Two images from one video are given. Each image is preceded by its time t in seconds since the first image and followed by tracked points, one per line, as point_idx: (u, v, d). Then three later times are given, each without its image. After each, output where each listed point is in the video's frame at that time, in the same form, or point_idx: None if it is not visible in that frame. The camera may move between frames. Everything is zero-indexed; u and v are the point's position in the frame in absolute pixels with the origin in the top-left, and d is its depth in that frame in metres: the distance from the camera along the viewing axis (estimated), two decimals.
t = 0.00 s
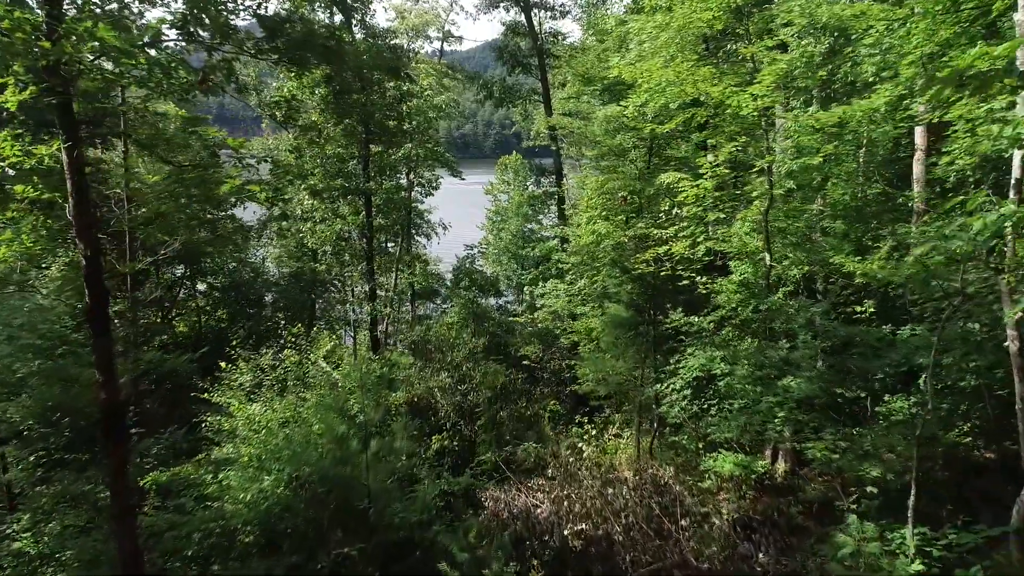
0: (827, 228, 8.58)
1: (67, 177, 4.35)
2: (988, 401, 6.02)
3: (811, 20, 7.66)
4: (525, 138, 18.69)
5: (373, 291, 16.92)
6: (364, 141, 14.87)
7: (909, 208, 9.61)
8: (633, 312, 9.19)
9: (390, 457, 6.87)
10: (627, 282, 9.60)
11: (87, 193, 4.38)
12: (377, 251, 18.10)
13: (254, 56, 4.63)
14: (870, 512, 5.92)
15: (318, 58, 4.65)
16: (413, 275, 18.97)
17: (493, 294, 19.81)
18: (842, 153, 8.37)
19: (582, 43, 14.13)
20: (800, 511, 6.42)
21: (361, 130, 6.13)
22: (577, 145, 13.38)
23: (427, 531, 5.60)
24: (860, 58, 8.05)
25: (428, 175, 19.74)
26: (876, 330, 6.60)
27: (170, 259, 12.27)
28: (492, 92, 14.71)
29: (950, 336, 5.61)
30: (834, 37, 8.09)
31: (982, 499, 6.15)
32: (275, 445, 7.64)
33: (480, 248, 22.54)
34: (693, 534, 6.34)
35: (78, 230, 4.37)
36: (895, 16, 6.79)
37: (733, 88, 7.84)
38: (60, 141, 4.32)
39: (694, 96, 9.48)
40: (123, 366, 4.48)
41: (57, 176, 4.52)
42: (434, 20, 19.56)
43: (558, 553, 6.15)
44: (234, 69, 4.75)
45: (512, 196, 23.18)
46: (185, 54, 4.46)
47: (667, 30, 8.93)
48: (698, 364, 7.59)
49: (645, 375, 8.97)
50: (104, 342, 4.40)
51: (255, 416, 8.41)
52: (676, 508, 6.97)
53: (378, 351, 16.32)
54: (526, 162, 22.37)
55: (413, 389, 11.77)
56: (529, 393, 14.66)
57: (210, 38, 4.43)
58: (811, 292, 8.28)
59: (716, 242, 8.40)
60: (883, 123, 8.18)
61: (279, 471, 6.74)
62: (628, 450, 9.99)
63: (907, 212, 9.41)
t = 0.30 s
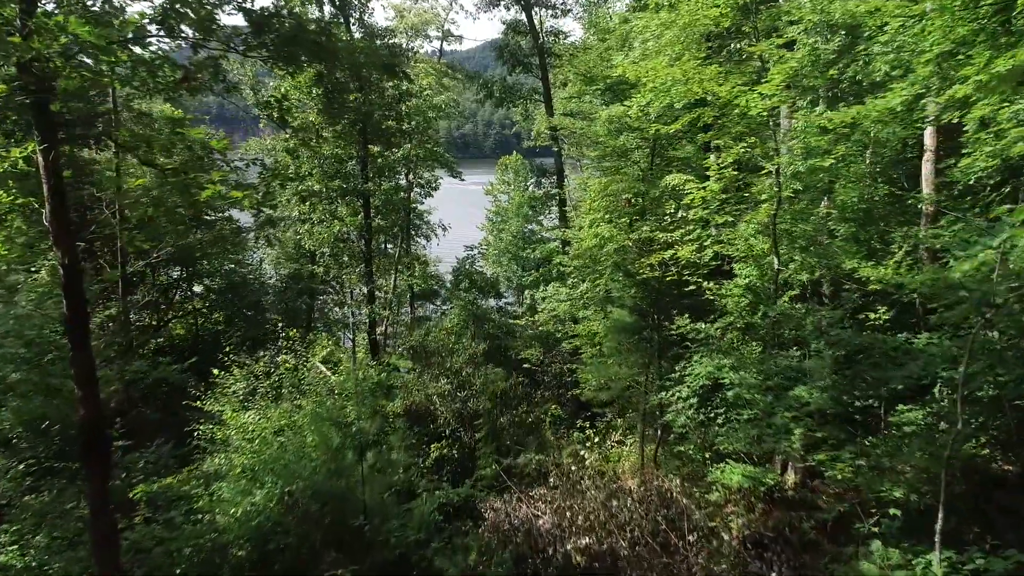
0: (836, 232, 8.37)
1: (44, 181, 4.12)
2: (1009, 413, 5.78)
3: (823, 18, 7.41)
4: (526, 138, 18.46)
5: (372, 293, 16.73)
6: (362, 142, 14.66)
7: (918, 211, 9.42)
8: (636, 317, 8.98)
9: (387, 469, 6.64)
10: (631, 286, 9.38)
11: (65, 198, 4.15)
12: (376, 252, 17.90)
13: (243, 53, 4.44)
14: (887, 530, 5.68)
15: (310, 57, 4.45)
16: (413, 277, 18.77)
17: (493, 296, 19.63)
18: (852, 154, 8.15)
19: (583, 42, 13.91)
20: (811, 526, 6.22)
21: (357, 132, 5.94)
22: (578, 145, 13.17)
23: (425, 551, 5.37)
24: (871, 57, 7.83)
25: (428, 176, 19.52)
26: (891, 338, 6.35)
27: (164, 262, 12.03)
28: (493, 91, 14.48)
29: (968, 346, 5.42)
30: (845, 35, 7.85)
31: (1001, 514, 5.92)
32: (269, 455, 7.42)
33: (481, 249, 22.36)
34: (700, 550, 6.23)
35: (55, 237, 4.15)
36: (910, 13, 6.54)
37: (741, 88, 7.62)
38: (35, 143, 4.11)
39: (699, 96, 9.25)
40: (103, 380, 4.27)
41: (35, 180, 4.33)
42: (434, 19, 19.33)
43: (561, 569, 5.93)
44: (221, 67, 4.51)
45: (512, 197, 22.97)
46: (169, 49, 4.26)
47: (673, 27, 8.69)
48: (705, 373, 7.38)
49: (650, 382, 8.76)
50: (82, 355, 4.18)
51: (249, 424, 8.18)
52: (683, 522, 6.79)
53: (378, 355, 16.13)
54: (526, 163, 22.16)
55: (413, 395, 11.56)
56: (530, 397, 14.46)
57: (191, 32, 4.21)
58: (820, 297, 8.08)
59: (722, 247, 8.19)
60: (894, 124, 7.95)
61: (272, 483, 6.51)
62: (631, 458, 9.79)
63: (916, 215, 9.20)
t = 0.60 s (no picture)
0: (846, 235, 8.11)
1: (17, 189, 3.95)
2: None
3: (836, 14, 7.14)
4: (526, 138, 18.21)
5: (371, 295, 16.51)
6: (360, 142, 14.41)
7: (929, 213, 9.18)
8: (640, 322, 8.73)
9: (384, 483, 6.35)
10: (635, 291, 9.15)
11: (41, 205, 3.97)
12: (374, 254, 17.64)
13: (230, 49, 4.19)
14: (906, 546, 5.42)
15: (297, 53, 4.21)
16: (412, 279, 18.49)
17: (493, 298, 19.39)
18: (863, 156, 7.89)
19: (585, 41, 13.66)
20: (826, 543, 5.94)
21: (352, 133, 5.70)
22: (580, 146, 12.92)
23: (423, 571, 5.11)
24: (883, 55, 7.59)
25: (427, 176, 19.27)
26: (909, 347, 6.08)
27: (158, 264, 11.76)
28: (493, 91, 14.23)
29: (992, 356, 5.17)
30: (856, 33, 7.59)
31: None
32: (262, 467, 7.15)
33: (481, 250, 22.14)
34: (711, 566, 5.90)
35: (28, 244, 3.95)
36: (929, 8, 6.28)
37: (749, 86, 7.36)
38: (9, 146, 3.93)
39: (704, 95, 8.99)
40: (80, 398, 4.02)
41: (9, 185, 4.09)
42: (433, 18, 19.07)
43: None
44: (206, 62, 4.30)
45: (512, 198, 22.73)
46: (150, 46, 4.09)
47: (678, 24, 8.39)
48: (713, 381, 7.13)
49: (655, 389, 8.51)
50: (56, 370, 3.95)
51: (241, 434, 7.90)
52: (690, 537, 6.52)
53: (377, 358, 15.90)
54: (527, 163, 21.93)
55: (412, 401, 11.31)
56: (531, 401, 14.22)
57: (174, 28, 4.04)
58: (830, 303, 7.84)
59: (729, 250, 7.95)
60: (908, 124, 7.69)
61: (264, 499, 6.24)
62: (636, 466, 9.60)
63: (927, 217, 8.96)
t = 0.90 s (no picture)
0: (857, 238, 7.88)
1: None
2: None
3: (848, 9, 6.91)
4: (527, 138, 17.97)
5: (370, 297, 16.29)
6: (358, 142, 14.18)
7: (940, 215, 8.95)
8: (644, 327, 8.49)
9: (381, 496, 6.12)
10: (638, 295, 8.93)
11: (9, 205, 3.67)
12: (373, 255, 17.41)
13: (215, 44, 4.00)
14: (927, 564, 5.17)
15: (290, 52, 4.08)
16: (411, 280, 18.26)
17: (493, 299, 19.18)
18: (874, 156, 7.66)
19: (587, 39, 13.43)
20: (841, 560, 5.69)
21: (347, 134, 5.48)
22: (583, 146, 12.70)
23: None
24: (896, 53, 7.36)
25: (426, 176, 19.04)
26: (927, 355, 5.85)
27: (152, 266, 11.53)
28: (493, 90, 14.00)
29: (1017, 365, 4.94)
30: (868, 29, 7.36)
31: None
32: (254, 478, 6.90)
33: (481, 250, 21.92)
34: None
35: None
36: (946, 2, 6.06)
37: (757, 85, 7.11)
38: None
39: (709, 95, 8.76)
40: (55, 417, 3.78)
41: None
42: (433, 16, 18.84)
43: None
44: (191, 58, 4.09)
45: (512, 198, 22.48)
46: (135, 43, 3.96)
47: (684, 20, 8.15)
48: (721, 388, 6.90)
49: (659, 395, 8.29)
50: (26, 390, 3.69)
51: (232, 444, 7.65)
52: (699, 552, 6.27)
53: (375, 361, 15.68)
54: (527, 163, 21.72)
55: (410, 406, 11.07)
56: (532, 405, 13.99)
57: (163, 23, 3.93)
58: (841, 307, 7.60)
59: (736, 253, 7.71)
60: (920, 123, 7.47)
61: (256, 513, 5.99)
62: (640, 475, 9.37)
63: (938, 219, 8.73)
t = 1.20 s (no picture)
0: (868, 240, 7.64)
1: None
2: None
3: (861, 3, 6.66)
4: (527, 138, 17.75)
5: (368, 298, 16.06)
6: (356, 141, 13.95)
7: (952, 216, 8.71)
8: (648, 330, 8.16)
9: (376, 508, 5.89)
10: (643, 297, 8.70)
11: None
12: (371, 256, 17.18)
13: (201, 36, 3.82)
14: None
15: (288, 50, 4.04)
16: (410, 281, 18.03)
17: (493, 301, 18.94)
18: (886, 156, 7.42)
19: (589, 36, 13.19)
20: None
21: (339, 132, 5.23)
22: (585, 145, 12.44)
23: None
24: (909, 49, 7.12)
25: (425, 176, 18.80)
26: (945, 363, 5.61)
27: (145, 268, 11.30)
28: (493, 89, 13.75)
29: None
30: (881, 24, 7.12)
31: None
32: (245, 488, 6.66)
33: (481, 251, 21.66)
34: None
35: None
36: None
37: (766, 81, 6.84)
38: None
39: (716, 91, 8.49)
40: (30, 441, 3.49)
41: None
42: (432, 14, 18.59)
43: None
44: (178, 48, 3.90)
45: (512, 198, 22.24)
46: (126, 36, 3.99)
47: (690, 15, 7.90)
48: (729, 396, 6.62)
49: (663, 400, 8.03)
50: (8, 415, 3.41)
51: (224, 452, 7.40)
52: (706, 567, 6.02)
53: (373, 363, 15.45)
54: (527, 163, 21.48)
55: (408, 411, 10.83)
56: (532, 409, 13.75)
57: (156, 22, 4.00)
58: (851, 311, 7.37)
59: (742, 254, 7.45)
60: (935, 122, 7.23)
61: (246, 526, 5.75)
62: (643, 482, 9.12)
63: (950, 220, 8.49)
